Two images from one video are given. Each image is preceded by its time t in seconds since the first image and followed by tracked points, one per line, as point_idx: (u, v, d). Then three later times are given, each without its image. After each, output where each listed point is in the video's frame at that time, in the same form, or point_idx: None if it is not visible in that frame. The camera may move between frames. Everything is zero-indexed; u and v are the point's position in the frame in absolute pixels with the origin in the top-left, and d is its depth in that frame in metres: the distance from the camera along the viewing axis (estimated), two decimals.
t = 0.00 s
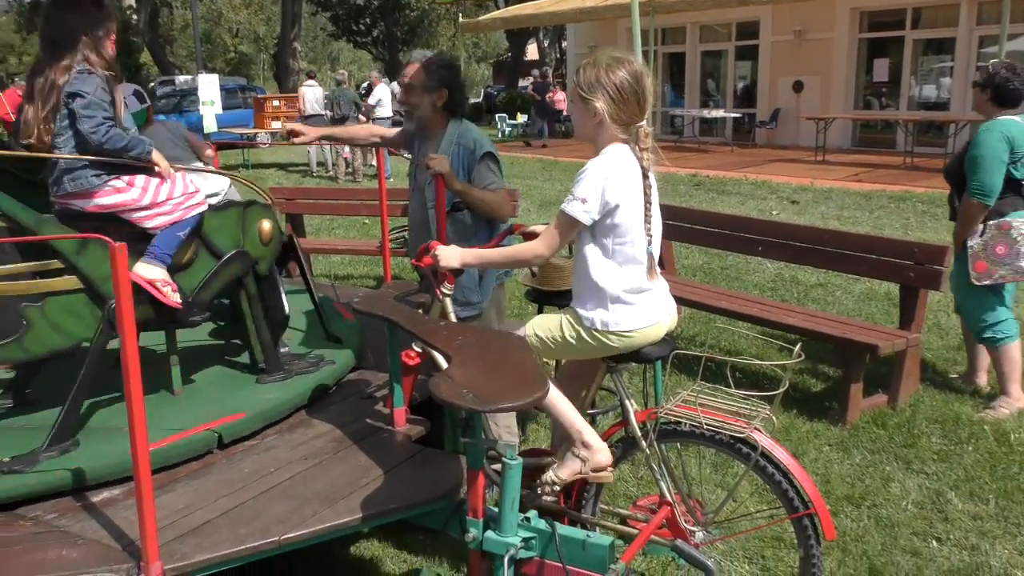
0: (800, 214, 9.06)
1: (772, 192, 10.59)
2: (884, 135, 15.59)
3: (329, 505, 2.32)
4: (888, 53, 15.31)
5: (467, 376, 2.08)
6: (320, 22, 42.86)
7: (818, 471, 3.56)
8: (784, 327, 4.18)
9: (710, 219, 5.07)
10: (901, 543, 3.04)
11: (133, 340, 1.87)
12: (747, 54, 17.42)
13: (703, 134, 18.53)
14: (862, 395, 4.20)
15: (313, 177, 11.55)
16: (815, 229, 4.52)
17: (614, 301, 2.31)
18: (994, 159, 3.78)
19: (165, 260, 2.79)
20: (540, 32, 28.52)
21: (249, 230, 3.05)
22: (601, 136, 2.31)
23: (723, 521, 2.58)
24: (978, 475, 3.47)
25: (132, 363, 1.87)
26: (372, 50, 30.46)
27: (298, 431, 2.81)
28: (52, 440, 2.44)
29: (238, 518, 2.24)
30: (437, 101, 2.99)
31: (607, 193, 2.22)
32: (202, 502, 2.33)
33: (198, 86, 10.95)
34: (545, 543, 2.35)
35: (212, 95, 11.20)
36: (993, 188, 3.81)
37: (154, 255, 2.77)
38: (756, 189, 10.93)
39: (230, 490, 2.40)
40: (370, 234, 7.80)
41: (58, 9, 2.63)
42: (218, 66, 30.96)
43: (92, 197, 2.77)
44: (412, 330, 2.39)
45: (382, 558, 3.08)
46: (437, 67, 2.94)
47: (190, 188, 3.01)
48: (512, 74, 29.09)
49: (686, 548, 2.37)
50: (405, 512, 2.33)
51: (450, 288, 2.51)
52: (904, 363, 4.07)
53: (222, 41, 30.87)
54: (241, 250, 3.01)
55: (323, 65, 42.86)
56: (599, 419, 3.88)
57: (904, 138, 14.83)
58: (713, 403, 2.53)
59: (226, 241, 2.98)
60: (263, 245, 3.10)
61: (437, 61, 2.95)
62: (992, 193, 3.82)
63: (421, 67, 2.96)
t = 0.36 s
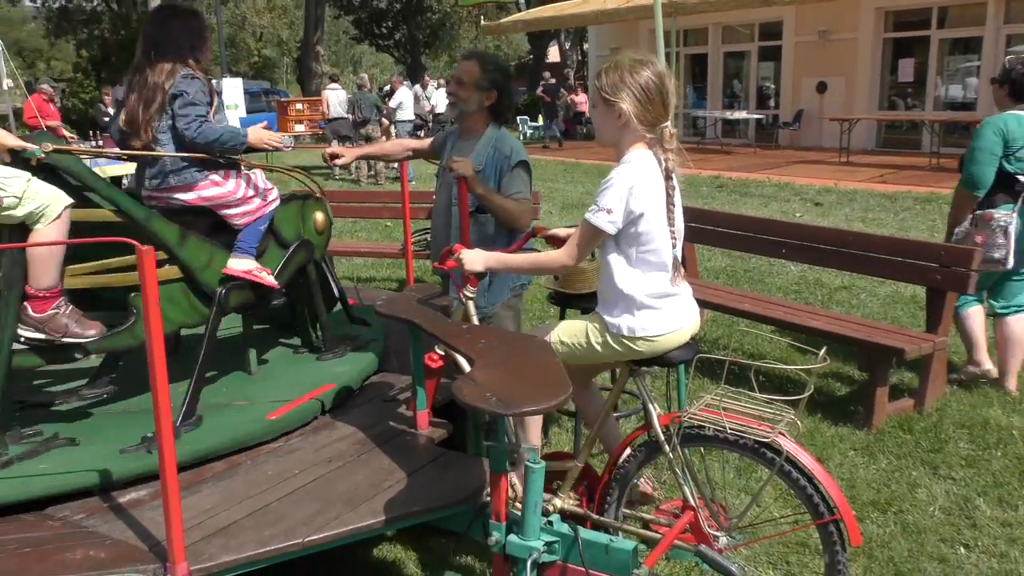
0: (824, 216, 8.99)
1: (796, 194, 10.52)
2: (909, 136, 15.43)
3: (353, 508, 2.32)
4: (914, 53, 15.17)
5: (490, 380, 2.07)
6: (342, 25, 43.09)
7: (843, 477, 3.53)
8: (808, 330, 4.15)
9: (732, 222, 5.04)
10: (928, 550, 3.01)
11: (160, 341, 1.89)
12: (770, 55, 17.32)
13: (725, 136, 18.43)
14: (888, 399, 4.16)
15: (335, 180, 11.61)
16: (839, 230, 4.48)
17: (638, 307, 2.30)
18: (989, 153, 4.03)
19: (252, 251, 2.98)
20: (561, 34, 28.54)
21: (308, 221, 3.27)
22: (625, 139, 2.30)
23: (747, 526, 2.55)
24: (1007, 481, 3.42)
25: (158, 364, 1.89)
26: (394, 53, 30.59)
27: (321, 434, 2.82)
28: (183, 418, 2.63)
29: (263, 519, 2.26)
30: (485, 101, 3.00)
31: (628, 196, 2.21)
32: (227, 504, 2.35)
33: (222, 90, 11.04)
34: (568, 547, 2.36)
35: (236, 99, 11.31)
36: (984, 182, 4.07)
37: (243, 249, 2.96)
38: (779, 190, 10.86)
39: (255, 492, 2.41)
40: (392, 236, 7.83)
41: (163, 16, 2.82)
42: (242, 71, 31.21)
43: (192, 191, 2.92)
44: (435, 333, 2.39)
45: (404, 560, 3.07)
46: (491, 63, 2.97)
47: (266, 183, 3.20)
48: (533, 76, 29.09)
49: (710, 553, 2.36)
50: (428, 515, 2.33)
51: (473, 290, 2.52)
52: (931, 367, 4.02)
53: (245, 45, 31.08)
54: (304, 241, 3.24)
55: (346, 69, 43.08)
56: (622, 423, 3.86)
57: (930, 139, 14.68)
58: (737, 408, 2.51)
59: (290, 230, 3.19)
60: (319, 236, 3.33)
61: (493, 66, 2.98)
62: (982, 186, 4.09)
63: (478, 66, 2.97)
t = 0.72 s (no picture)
0: (851, 222, 8.91)
1: (822, 200, 10.44)
2: (938, 141, 15.26)
3: (380, 513, 2.34)
4: (942, 57, 15.01)
5: (517, 386, 2.08)
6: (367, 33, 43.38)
7: (872, 486, 3.49)
8: (836, 337, 4.11)
9: (759, 227, 5.01)
10: (959, 561, 2.97)
11: (191, 344, 1.91)
12: (796, 60, 17.22)
13: (750, 141, 18.34)
14: (918, 407, 4.11)
15: (361, 187, 11.68)
16: (867, 236, 4.44)
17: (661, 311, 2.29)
18: (967, 164, 4.25)
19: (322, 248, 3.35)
20: (585, 40, 28.54)
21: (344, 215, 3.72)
22: (656, 143, 2.31)
23: (774, 535, 2.53)
24: None
25: (189, 367, 1.91)
26: (419, 60, 30.73)
27: (348, 439, 2.84)
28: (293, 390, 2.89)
29: (291, 524, 2.28)
30: (507, 112, 3.02)
31: (654, 200, 2.21)
32: (255, 508, 2.37)
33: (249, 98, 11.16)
34: (594, 553, 2.35)
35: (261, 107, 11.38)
36: (963, 190, 4.29)
37: (316, 244, 3.35)
38: (806, 196, 10.77)
39: (283, 497, 2.43)
40: (417, 243, 7.87)
41: (259, 31, 3.19)
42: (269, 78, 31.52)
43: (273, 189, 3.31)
44: (462, 339, 2.40)
45: (430, 566, 3.06)
46: (511, 75, 2.96)
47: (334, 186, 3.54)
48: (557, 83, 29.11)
49: (738, 562, 2.34)
50: (454, 521, 2.34)
51: (499, 297, 2.52)
52: (961, 375, 3.96)
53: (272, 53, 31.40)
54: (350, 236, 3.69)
55: (371, 76, 43.42)
56: (647, 429, 3.85)
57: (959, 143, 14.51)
58: (764, 415, 2.49)
59: (339, 228, 3.66)
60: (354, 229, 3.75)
61: (516, 76, 2.96)
62: (962, 194, 4.30)
63: (498, 77, 2.97)
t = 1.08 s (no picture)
0: (880, 228, 8.82)
1: (851, 206, 10.35)
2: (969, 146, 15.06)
3: (406, 519, 2.35)
4: (973, 62, 14.81)
5: (545, 393, 2.08)
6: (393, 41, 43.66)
7: (902, 496, 3.45)
8: (865, 345, 4.07)
9: (786, 233, 4.97)
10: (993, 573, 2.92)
11: (223, 349, 1.93)
12: (824, 65, 17.10)
13: (777, 147, 18.22)
14: (950, 417, 4.05)
15: (387, 193, 11.75)
16: (897, 243, 4.39)
17: (696, 315, 2.29)
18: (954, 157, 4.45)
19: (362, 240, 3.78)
20: (611, 47, 28.52)
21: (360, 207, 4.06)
22: (684, 151, 2.30)
23: (803, 544, 2.50)
24: None
25: (222, 374, 1.94)
26: (445, 68, 30.85)
27: (375, 445, 2.85)
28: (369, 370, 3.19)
29: (318, 528, 2.29)
30: (536, 137, 3.04)
31: (685, 208, 2.20)
32: (284, 512, 2.39)
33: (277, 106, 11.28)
34: (621, 561, 2.34)
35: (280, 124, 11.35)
36: (951, 182, 4.46)
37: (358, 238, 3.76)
38: (834, 203, 10.68)
39: (311, 501, 2.45)
40: (443, 249, 7.90)
41: (312, 63, 3.47)
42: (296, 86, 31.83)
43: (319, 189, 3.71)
44: (490, 345, 2.41)
45: (456, 572, 3.06)
46: (537, 99, 2.97)
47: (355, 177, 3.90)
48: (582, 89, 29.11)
49: (766, 571, 2.32)
50: (481, 527, 2.35)
51: (526, 303, 2.53)
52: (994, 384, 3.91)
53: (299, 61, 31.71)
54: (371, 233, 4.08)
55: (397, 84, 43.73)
56: (673, 437, 3.84)
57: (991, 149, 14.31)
58: (793, 423, 2.47)
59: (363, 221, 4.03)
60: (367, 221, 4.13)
61: (542, 102, 2.97)
62: (950, 185, 4.47)
63: (525, 101, 2.99)
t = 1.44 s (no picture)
0: (901, 234, 8.75)
1: (871, 212, 10.27)
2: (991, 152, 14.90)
3: (424, 523, 2.35)
4: (997, 67, 14.64)
5: (563, 399, 2.07)
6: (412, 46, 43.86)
7: (923, 504, 3.42)
8: (886, 353, 4.03)
9: (806, 239, 4.94)
10: None
11: (244, 354, 1.94)
12: (844, 70, 17.00)
13: (797, 153, 18.13)
14: (972, 425, 4.01)
15: (406, 197, 11.79)
16: (918, 250, 4.35)
17: (713, 325, 2.28)
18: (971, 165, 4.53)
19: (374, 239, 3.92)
20: (629, 51, 28.49)
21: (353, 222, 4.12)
22: (705, 157, 2.29)
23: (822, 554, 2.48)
24: None
25: (241, 376, 1.95)
26: (464, 72, 30.94)
27: (393, 448, 2.86)
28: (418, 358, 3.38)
29: (336, 531, 2.30)
30: (556, 136, 3.04)
31: (703, 214, 2.19)
32: (303, 515, 2.40)
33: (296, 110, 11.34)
34: (639, 567, 2.33)
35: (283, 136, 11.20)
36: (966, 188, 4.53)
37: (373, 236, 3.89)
38: (854, 209, 10.60)
39: (329, 505, 2.46)
40: (461, 253, 7.92)
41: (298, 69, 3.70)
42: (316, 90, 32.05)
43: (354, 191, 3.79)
44: (508, 350, 2.41)
45: None
46: (557, 98, 2.98)
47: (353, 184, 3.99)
48: (601, 94, 29.09)
49: None
50: (499, 532, 2.34)
51: (544, 308, 2.53)
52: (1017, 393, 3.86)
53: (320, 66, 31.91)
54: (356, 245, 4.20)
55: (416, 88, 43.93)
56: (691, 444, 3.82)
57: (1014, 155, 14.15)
58: (813, 431, 2.46)
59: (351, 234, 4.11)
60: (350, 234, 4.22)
61: (563, 101, 2.98)
62: (966, 192, 4.53)
63: (545, 101, 3.00)
